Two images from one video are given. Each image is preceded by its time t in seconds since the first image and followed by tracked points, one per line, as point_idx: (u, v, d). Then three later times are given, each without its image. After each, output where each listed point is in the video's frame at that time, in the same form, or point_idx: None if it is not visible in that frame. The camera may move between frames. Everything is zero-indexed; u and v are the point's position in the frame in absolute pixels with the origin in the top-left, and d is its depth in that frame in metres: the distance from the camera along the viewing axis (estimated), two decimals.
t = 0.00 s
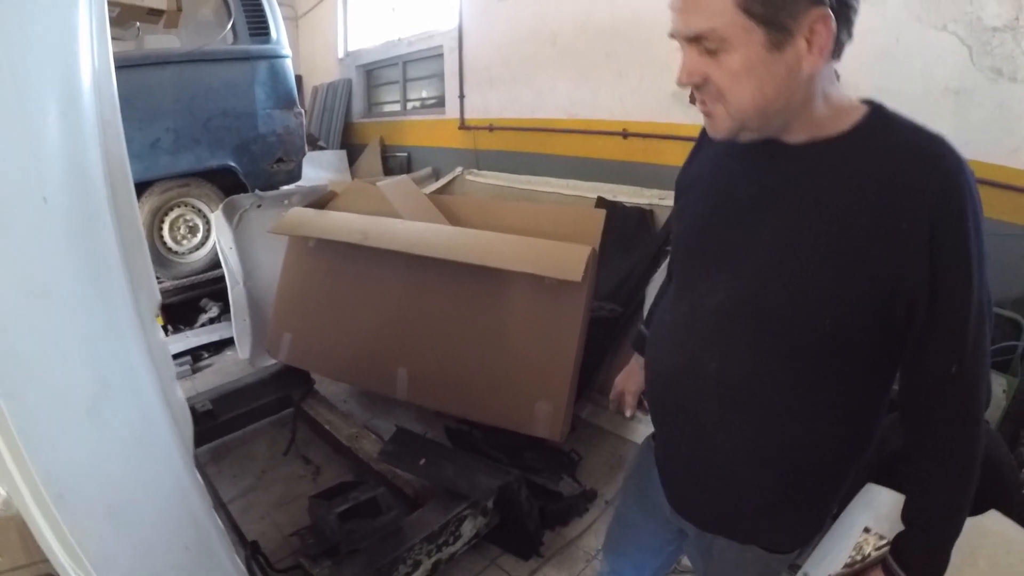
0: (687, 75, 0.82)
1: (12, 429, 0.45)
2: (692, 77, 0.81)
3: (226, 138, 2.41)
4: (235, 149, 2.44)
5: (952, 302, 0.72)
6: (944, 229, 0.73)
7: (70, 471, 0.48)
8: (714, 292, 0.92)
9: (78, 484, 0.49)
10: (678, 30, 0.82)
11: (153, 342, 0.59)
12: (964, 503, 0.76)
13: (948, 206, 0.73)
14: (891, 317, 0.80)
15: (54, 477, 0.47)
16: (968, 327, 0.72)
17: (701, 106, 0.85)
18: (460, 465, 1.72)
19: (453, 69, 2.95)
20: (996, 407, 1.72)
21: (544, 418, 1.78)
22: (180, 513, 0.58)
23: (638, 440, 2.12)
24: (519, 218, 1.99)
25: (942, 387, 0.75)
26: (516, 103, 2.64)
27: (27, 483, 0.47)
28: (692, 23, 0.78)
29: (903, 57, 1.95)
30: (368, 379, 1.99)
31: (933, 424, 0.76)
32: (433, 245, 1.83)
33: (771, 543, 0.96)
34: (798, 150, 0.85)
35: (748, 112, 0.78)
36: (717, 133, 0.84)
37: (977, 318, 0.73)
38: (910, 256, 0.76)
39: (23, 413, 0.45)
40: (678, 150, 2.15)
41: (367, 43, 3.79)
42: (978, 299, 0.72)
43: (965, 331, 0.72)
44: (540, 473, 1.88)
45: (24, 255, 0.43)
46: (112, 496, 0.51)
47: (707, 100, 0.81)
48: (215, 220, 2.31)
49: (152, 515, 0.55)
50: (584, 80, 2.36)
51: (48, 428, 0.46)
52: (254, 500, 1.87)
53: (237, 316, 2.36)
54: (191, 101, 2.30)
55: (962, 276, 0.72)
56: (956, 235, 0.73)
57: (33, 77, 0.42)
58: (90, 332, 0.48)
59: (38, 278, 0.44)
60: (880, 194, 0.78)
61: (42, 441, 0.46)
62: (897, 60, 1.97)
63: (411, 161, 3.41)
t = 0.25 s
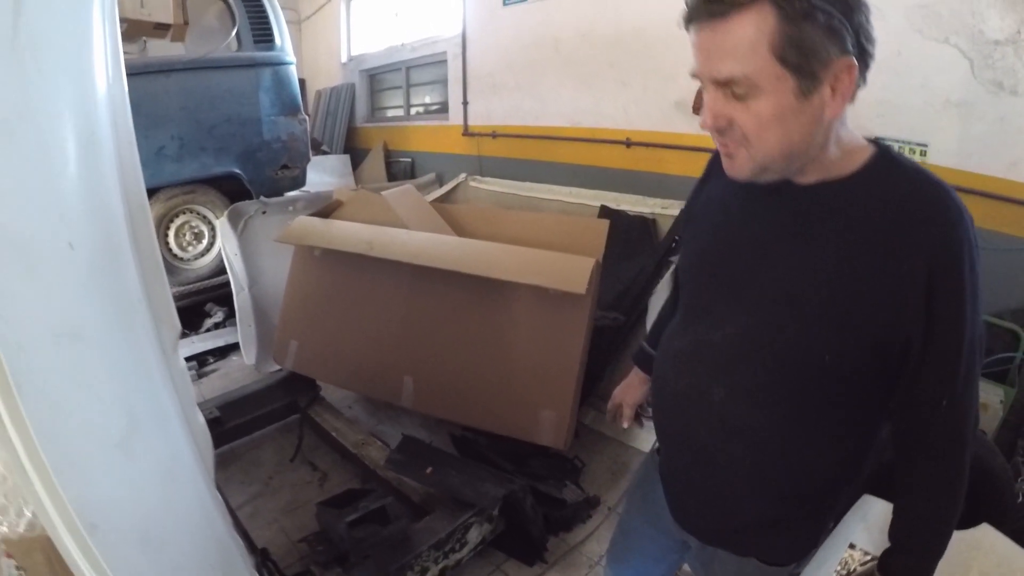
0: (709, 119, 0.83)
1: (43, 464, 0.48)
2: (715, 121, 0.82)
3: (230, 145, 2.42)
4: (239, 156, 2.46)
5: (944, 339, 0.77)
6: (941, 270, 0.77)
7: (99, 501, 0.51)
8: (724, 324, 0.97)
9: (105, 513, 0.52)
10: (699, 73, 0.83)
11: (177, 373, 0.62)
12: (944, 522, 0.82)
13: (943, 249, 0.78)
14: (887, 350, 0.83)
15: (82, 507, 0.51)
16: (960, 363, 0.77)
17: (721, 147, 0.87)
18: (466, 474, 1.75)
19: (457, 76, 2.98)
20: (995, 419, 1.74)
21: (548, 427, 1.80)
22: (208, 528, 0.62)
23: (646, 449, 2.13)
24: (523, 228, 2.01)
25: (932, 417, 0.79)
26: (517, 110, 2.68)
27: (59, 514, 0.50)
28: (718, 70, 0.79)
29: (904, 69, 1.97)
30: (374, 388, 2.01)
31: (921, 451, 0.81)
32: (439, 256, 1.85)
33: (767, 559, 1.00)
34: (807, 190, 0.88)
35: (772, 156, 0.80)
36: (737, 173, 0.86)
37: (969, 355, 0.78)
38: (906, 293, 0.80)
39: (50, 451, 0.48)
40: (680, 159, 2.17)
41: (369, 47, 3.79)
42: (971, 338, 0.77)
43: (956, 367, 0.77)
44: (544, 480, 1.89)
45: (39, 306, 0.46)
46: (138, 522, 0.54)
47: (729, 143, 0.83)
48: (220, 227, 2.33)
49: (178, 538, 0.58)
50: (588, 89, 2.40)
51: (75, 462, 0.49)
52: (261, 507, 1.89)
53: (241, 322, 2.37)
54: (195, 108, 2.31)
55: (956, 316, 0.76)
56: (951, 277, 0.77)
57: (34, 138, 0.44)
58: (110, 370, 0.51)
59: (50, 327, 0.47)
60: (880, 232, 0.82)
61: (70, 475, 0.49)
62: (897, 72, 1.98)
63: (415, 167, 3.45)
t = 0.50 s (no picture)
0: (741, 155, 0.83)
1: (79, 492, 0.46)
2: (749, 159, 0.82)
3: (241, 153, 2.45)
4: (251, 161, 2.49)
5: (946, 374, 0.84)
6: (944, 312, 0.83)
7: (132, 528, 0.49)
8: (734, 352, 1.03)
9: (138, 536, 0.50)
10: (730, 111, 0.84)
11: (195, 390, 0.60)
12: (940, 536, 0.90)
13: (949, 292, 0.83)
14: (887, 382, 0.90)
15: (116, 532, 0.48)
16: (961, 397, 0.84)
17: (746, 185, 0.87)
18: (478, 483, 1.77)
19: (468, 82, 3.04)
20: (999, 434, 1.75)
21: (558, 437, 1.82)
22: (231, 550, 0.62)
23: (656, 457, 2.15)
24: (534, 238, 2.03)
25: (931, 443, 0.87)
26: (529, 117, 2.75)
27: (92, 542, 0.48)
28: (755, 108, 0.79)
29: (913, 81, 1.97)
30: (386, 396, 2.03)
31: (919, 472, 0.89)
32: (451, 266, 1.87)
33: (773, 569, 1.06)
34: (821, 228, 0.92)
35: (798, 197, 0.81)
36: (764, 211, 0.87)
37: (968, 389, 0.84)
38: (911, 331, 0.85)
39: (85, 477, 0.46)
40: (689, 168, 2.20)
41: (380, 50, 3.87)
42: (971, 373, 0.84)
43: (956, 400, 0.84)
44: (554, 488, 1.91)
45: (73, 328, 0.44)
46: (166, 546, 0.53)
47: (760, 180, 0.83)
48: (232, 233, 2.35)
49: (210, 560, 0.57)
50: (598, 97, 2.44)
51: (107, 484, 0.47)
52: (274, 511, 1.92)
53: (253, 327, 2.38)
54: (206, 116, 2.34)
55: (955, 353, 0.83)
56: (955, 316, 0.82)
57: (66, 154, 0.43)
58: (143, 387, 0.49)
59: (87, 348, 0.45)
60: (886, 272, 0.87)
61: (106, 500, 0.47)
62: (908, 85, 1.98)
63: (426, 171, 3.52)
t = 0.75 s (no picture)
0: (829, 172, 0.91)
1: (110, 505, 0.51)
2: (841, 173, 0.90)
3: (258, 158, 2.53)
4: (269, 167, 2.57)
5: (948, 408, 0.89)
6: (947, 351, 0.88)
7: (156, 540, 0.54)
8: (748, 374, 1.08)
9: (163, 548, 0.55)
10: (814, 129, 0.92)
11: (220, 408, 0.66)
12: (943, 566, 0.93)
13: (954, 332, 0.88)
14: (890, 417, 0.94)
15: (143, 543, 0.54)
16: (962, 431, 0.89)
17: (813, 208, 0.94)
18: (490, 490, 1.79)
19: (484, 87, 3.16)
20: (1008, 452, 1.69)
21: (571, 446, 1.83)
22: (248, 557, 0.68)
23: (668, 466, 2.14)
24: (549, 247, 2.05)
25: (934, 475, 0.91)
26: (546, 124, 2.82)
27: (120, 553, 0.53)
28: (850, 126, 0.90)
29: (931, 94, 1.92)
30: (402, 402, 2.06)
31: (922, 502, 0.93)
32: (468, 275, 1.89)
33: None
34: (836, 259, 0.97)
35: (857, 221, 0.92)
36: (827, 236, 0.94)
37: (969, 424, 0.89)
38: (916, 368, 0.90)
39: (114, 494, 0.51)
40: (704, 176, 2.25)
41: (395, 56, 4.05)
42: (972, 408, 0.89)
43: (957, 434, 0.89)
44: (566, 496, 1.93)
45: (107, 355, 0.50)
46: (191, 555, 0.58)
47: (838, 199, 0.91)
48: (250, 236, 2.40)
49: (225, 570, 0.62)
50: (613, 106, 2.50)
51: (133, 500, 0.52)
52: (290, 514, 1.96)
53: (269, 330, 2.41)
54: (224, 121, 2.43)
55: (960, 378, 0.88)
56: (958, 354, 0.88)
57: (88, 203, 0.48)
58: (164, 413, 0.54)
59: (116, 378, 0.51)
60: (894, 313, 0.92)
61: (132, 515, 0.52)
62: (925, 97, 1.94)
63: (442, 176, 3.64)
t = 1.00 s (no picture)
0: (864, 182, 0.90)
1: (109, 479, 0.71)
2: (876, 184, 0.90)
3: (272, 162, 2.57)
4: (282, 171, 2.61)
5: (945, 426, 0.90)
6: (945, 371, 0.89)
7: (152, 514, 0.74)
8: (754, 391, 1.09)
9: (169, 535, 0.75)
10: (848, 141, 0.92)
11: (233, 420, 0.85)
12: None
13: (953, 352, 0.89)
14: (889, 437, 0.95)
15: (153, 531, 0.74)
16: (959, 448, 0.89)
17: (843, 221, 0.93)
18: (497, 496, 1.81)
19: (496, 92, 3.26)
20: (1012, 464, 1.68)
21: (579, 453, 1.85)
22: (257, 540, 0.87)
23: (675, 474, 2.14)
24: (561, 255, 2.06)
25: (932, 491, 0.92)
26: (557, 130, 2.91)
27: (133, 536, 0.73)
28: (879, 140, 0.91)
29: (943, 106, 1.88)
30: (414, 407, 2.09)
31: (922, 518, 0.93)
32: (479, 283, 1.91)
33: None
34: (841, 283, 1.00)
35: (889, 231, 0.91)
36: (857, 251, 0.92)
37: (967, 441, 0.90)
38: (915, 388, 0.91)
39: (127, 497, 0.71)
40: (714, 186, 2.32)
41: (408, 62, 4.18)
42: (969, 429, 0.90)
43: (954, 451, 0.89)
44: (572, 501, 1.94)
45: (112, 371, 0.70)
46: (193, 538, 0.77)
47: (871, 211, 0.91)
48: (264, 240, 2.42)
49: (226, 553, 0.81)
50: (625, 113, 2.59)
51: (144, 498, 0.72)
52: (301, 515, 1.99)
53: (283, 332, 2.45)
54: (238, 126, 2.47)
55: (958, 399, 0.89)
56: (956, 373, 0.89)
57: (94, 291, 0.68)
58: (168, 434, 0.74)
59: (127, 412, 0.71)
60: (892, 335, 0.93)
61: (142, 510, 0.72)
62: (936, 109, 1.89)
63: (454, 180, 3.74)
